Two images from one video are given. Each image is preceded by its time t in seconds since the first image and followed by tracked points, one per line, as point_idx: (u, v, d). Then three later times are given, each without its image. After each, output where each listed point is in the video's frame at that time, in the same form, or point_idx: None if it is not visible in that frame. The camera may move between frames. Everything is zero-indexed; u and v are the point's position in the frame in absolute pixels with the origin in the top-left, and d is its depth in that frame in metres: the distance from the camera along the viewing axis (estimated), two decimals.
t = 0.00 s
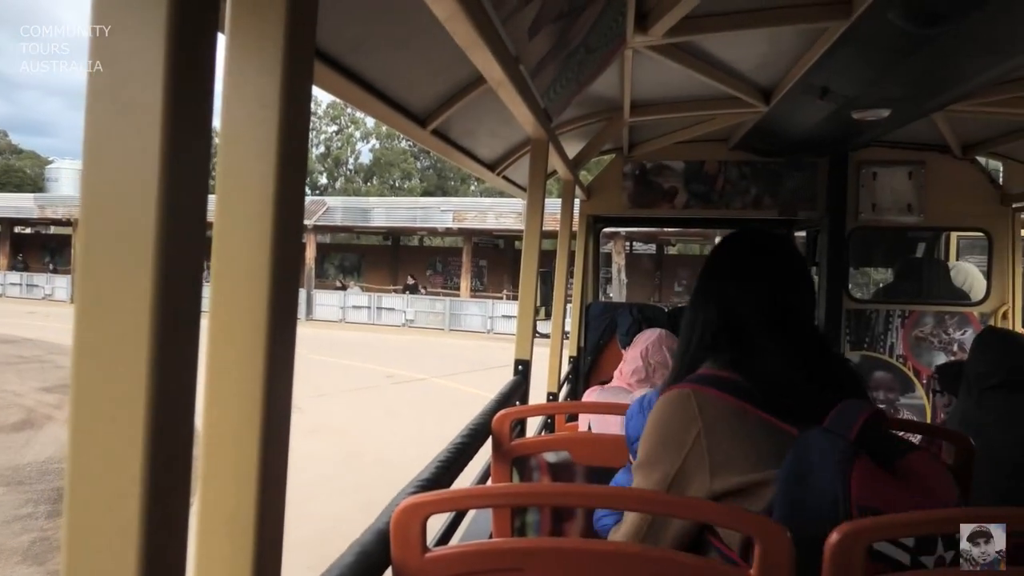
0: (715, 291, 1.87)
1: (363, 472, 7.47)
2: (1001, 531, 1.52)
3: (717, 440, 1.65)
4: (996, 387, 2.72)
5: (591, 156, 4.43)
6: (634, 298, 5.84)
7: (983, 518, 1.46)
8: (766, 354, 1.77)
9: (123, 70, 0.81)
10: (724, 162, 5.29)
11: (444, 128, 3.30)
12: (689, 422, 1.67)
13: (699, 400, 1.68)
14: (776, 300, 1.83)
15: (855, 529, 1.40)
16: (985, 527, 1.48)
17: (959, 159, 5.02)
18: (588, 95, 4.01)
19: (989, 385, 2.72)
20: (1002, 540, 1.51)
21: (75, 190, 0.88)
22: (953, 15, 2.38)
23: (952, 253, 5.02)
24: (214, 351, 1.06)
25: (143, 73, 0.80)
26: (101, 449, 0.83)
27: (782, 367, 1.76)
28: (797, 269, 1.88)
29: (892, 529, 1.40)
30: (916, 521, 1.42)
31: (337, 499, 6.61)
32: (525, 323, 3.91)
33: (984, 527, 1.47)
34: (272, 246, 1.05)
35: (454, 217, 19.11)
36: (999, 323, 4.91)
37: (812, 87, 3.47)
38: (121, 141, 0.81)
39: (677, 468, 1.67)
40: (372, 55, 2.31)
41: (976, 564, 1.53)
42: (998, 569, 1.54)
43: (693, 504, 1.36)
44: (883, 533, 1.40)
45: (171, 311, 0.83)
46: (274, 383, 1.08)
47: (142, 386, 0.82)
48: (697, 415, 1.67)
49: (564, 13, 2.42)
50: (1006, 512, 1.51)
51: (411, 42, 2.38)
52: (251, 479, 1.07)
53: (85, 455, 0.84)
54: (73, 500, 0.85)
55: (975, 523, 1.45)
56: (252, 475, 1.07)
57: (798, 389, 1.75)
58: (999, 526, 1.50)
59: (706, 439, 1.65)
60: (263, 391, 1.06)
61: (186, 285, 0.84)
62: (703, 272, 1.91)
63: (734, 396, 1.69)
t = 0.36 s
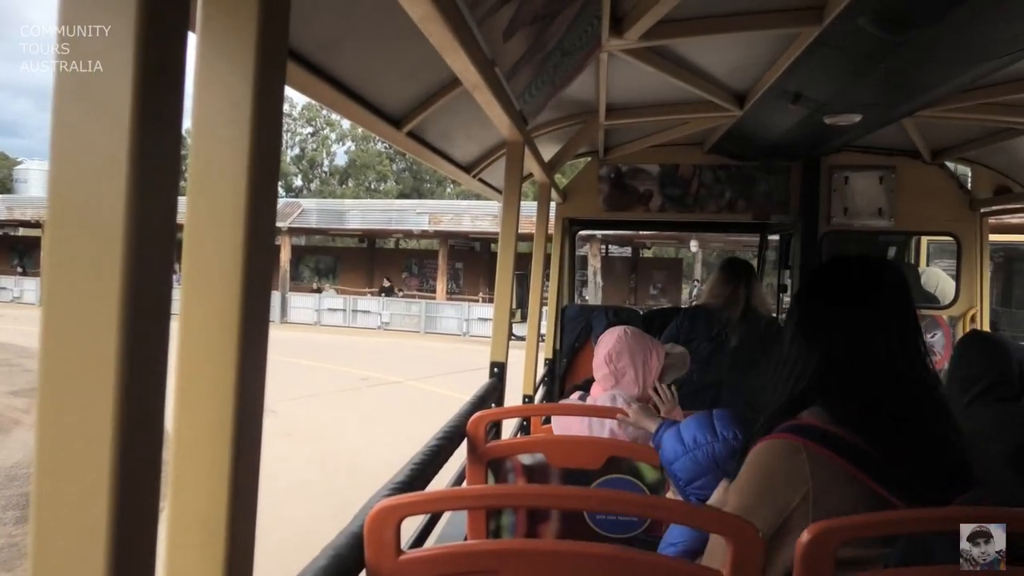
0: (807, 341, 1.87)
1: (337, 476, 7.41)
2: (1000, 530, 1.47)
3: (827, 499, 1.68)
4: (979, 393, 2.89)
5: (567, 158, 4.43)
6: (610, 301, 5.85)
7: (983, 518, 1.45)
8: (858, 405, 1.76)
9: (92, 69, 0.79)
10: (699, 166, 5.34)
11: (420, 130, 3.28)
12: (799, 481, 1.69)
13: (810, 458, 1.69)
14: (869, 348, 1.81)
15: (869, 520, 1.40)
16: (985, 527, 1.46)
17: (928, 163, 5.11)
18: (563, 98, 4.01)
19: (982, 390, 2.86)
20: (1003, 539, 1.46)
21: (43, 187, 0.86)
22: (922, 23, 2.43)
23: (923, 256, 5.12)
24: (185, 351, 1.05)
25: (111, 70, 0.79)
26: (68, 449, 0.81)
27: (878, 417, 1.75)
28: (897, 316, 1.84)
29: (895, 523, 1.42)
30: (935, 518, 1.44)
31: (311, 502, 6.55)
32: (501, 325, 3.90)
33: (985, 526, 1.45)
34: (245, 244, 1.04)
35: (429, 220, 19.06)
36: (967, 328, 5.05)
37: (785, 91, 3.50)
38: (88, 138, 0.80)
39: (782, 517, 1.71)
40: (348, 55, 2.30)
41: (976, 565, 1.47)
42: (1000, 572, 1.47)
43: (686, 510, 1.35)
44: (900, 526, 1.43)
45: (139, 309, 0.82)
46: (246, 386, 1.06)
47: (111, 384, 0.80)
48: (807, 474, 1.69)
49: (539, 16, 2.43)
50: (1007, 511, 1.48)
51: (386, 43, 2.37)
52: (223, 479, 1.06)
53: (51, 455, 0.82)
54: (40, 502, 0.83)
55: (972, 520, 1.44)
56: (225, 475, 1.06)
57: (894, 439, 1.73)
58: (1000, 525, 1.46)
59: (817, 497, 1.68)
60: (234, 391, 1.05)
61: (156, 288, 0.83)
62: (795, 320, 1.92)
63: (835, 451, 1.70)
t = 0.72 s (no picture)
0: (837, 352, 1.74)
1: (314, 479, 7.35)
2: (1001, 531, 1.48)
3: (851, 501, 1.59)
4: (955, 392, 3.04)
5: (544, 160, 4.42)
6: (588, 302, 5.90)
7: (983, 518, 1.46)
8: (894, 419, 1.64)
9: (57, 67, 0.77)
10: (675, 168, 5.36)
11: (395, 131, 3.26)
12: (821, 481, 1.59)
13: (838, 462, 1.60)
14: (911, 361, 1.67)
15: (872, 514, 1.41)
16: (985, 527, 1.46)
17: (900, 165, 5.17)
18: (540, 99, 4.00)
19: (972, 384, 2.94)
20: (1001, 539, 1.47)
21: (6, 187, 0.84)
22: (892, 26, 2.45)
23: (895, 258, 5.17)
24: (154, 352, 1.03)
25: (75, 66, 0.77)
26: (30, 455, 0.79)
27: (919, 432, 1.64)
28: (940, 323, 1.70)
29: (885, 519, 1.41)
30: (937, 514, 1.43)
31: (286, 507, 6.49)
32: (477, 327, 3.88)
33: (985, 527, 1.46)
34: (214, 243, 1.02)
35: (407, 222, 18.99)
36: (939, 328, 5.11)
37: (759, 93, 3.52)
38: (51, 135, 0.78)
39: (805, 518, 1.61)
40: (320, 56, 2.27)
41: (975, 566, 1.48)
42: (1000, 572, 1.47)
43: (665, 509, 1.35)
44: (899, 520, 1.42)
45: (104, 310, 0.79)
46: (216, 389, 1.05)
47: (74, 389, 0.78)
48: (831, 474, 1.59)
49: (514, 18, 2.42)
50: (1007, 512, 1.48)
51: (359, 43, 2.35)
52: (192, 483, 1.04)
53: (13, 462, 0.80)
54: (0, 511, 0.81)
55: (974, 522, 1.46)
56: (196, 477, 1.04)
57: (930, 455, 1.63)
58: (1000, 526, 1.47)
59: (842, 498, 1.59)
60: (205, 393, 1.03)
61: (125, 292, 0.81)
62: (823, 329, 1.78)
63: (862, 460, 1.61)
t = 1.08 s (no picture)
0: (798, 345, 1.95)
1: (292, 482, 7.29)
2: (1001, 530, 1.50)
3: (832, 455, 1.77)
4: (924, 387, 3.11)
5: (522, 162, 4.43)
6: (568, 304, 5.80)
7: (983, 518, 1.45)
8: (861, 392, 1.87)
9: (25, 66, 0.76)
10: (655, 169, 5.39)
11: (374, 131, 3.24)
12: (806, 437, 1.77)
13: (818, 420, 1.79)
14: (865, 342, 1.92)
15: (866, 511, 1.42)
16: (985, 527, 1.48)
17: (875, 167, 5.23)
18: (519, 100, 4.00)
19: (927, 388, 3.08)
20: (1002, 539, 1.50)
21: None
22: (866, 30, 2.48)
23: (871, 259, 5.22)
24: (125, 351, 1.01)
25: (41, 63, 0.75)
26: None
27: (883, 400, 1.88)
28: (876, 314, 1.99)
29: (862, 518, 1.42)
30: (927, 513, 1.45)
31: (265, 510, 6.44)
32: (457, 327, 3.87)
33: (983, 526, 1.48)
34: (186, 240, 1.01)
35: (386, 222, 18.90)
36: (914, 329, 5.14)
37: (736, 96, 3.55)
38: (14, 135, 0.76)
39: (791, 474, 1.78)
40: (296, 55, 2.26)
41: (976, 565, 1.50)
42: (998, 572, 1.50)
43: (647, 511, 1.35)
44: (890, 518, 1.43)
45: (73, 313, 0.78)
46: (188, 388, 1.03)
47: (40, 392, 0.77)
48: (813, 430, 1.78)
49: (492, 19, 2.42)
50: (1007, 512, 1.47)
51: (336, 43, 2.33)
52: (164, 484, 1.03)
53: None
54: None
55: (976, 522, 1.45)
56: (167, 478, 1.03)
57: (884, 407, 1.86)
58: (1000, 526, 1.49)
59: (823, 454, 1.77)
60: (176, 392, 1.02)
61: (94, 293, 0.80)
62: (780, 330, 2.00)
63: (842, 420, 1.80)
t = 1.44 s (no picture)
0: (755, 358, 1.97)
1: (281, 485, 7.25)
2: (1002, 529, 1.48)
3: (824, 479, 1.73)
4: (906, 388, 3.13)
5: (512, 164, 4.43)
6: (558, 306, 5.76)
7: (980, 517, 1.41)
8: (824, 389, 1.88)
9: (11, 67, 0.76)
10: (643, 172, 5.41)
11: (362, 134, 3.23)
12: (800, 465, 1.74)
13: (805, 441, 1.76)
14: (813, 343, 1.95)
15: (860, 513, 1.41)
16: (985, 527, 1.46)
17: (862, 170, 5.26)
18: (507, 102, 4.00)
19: (904, 394, 3.11)
20: (1003, 539, 1.49)
21: None
22: (853, 33, 2.49)
23: (859, 261, 5.25)
24: (113, 354, 1.01)
25: (27, 64, 0.75)
26: None
27: (850, 402, 1.86)
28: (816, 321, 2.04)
29: (860, 519, 1.41)
30: (927, 514, 1.44)
31: (253, 514, 6.40)
32: (447, 331, 3.87)
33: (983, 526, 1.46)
34: (175, 241, 1.01)
35: (375, 223, 18.84)
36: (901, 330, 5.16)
37: (724, 99, 3.57)
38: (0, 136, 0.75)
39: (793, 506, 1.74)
40: (284, 58, 2.25)
41: (976, 565, 1.49)
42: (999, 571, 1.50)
43: (637, 514, 1.36)
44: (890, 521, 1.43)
45: (61, 317, 0.77)
46: (177, 391, 1.03)
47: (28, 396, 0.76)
48: (804, 455, 1.74)
49: (481, 21, 2.43)
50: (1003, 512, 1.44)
51: (325, 45, 2.33)
52: (152, 487, 1.03)
53: None
54: None
55: (976, 522, 1.44)
56: (156, 481, 1.02)
57: (854, 411, 1.84)
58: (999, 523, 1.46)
59: (820, 479, 1.73)
60: (165, 395, 1.01)
61: (81, 298, 0.79)
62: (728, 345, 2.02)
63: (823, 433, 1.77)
